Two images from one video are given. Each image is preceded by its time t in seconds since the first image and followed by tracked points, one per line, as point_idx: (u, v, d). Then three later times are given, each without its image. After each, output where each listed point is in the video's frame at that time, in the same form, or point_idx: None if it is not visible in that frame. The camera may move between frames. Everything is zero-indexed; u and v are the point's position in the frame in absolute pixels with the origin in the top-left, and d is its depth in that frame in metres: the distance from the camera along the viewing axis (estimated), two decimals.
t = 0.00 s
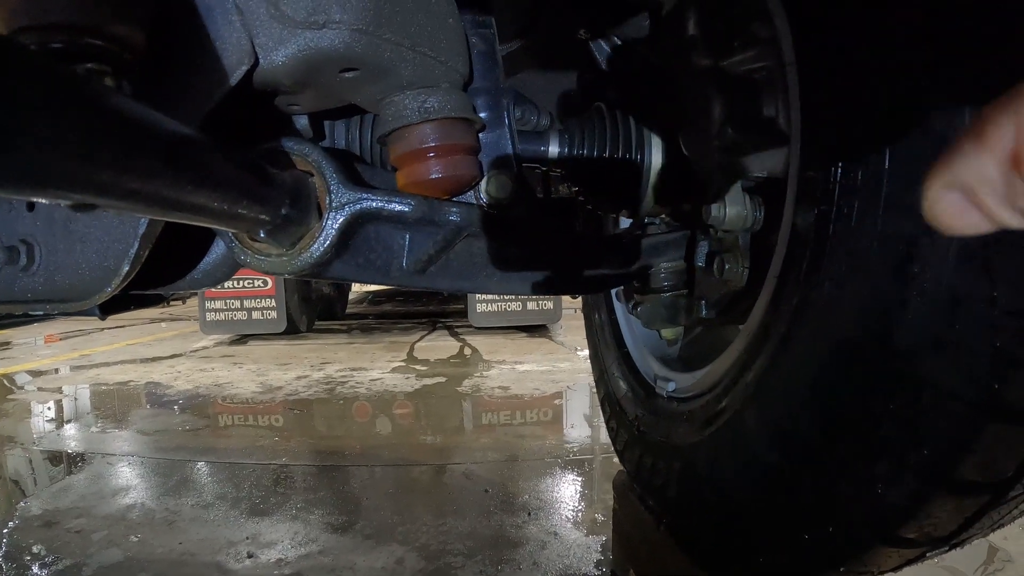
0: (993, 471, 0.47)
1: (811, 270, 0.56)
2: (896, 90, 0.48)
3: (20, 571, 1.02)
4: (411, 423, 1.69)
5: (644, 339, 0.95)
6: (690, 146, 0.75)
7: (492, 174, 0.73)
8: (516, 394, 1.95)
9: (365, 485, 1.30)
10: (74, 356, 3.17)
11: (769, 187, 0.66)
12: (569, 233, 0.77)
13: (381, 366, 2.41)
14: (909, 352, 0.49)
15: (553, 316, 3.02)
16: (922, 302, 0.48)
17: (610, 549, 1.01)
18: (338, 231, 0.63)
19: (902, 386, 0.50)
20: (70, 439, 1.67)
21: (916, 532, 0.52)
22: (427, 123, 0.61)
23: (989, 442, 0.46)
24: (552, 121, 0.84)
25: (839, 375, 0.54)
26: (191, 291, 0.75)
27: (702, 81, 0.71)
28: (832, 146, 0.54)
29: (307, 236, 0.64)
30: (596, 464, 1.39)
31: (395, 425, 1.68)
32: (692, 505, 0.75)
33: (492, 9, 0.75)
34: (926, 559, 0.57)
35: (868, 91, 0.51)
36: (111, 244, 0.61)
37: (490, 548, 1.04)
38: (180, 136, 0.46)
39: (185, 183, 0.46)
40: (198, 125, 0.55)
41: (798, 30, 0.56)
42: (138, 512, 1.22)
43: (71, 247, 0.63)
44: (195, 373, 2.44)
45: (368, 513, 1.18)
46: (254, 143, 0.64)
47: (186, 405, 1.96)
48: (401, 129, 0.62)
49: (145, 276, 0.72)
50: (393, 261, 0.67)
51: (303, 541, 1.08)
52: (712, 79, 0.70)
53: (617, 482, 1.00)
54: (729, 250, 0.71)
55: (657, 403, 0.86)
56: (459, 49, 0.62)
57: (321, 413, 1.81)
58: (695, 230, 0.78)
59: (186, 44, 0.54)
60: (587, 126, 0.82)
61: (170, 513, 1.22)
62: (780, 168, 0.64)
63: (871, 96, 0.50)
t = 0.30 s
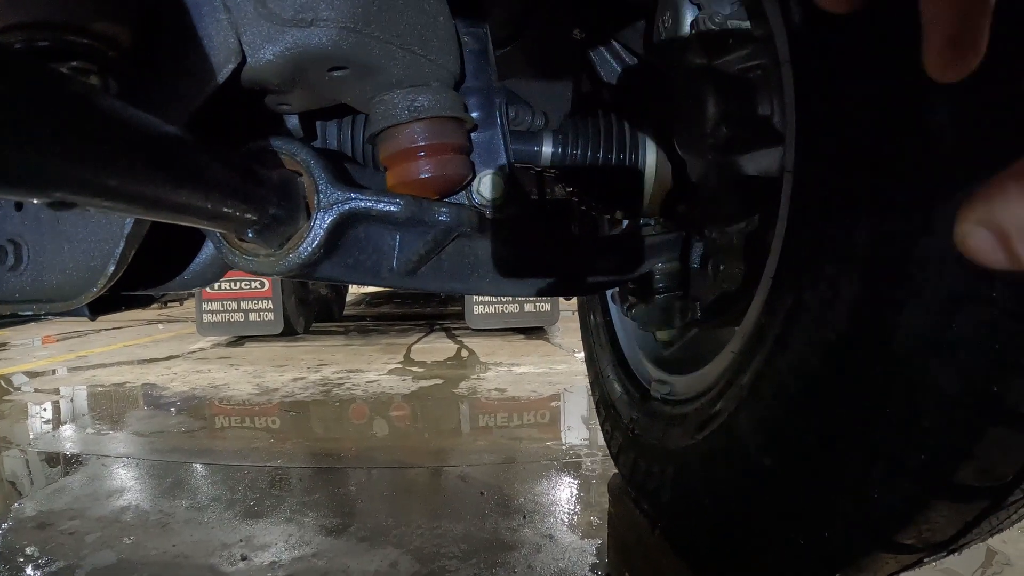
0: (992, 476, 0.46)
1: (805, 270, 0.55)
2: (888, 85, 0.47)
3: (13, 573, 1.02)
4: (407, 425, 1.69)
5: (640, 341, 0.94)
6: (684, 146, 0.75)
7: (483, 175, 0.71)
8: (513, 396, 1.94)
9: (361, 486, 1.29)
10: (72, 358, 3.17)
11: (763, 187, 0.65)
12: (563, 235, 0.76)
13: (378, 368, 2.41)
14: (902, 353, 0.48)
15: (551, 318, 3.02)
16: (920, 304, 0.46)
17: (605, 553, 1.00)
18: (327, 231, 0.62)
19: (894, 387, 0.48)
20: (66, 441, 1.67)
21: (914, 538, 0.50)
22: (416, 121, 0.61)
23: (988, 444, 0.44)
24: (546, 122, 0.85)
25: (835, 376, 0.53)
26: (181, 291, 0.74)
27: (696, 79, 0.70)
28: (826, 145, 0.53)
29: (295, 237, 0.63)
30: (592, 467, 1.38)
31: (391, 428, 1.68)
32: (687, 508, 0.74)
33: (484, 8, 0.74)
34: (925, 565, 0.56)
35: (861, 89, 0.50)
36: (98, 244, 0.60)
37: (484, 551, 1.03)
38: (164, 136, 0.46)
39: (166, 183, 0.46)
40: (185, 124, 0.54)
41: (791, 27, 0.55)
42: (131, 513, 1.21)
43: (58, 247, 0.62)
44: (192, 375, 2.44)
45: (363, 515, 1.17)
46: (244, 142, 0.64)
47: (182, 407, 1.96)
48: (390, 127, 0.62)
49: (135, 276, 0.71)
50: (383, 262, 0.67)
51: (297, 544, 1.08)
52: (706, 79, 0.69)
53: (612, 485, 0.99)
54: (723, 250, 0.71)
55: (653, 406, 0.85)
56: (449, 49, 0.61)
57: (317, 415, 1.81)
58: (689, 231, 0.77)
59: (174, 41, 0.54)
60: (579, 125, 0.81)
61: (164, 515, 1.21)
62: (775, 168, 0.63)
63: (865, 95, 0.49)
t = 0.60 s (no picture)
0: (984, 480, 0.46)
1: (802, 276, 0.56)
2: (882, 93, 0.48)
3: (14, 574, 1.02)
4: (406, 428, 1.69)
5: (637, 345, 0.94)
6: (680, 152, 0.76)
7: (482, 181, 0.71)
8: (511, 398, 1.95)
9: (359, 489, 1.30)
10: (70, 359, 3.17)
11: (758, 194, 0.66)
12: (561, 240, 0.77)
13: (376, 370, 2.42)
14: (896, 358, 0.48)
15: (549, 321, 3.03)
16: (910, 307, 0.48)
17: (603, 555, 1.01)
18: (328, 236, 0.63)
19: (886, 391, 0.49)
20: (65, 442, 1.67)
21: (907, 540, 0.51)
22: (416, 129, 0.62)
23: (979, 449, 0.44)
24: (543, 128, 0.87)
25: (829, 382, 0.53)
26: (183, 296, 0.75)
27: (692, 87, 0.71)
28: (821, 152, 0.53)
29: (296, 242, 0.64)
30: (591, 469, 1.39)
31: (390, 430, 1.68)
32: (684, 512, 0.75)
33: (484, 15, 0.75)
34: (918, 566, 0.57)
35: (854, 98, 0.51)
36: (101, 248, 0.60)
37: (482, 553, 1.04)
38: (168, 143, 0.46)
39: (171, 191, 0.46)
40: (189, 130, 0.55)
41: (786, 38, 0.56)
42: (131, 515, 1.22)
43: (61, 252, 0.63)
44: (191, 376, 2.44)
45: (362, 517, 1.17)
46: (245, 148, 0.64)
47: (181, 408, 1.96)
48: (389, 135, 0.62)
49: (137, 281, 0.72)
50: (382, 267, 0.67)
51: (296, 546, 1.08)
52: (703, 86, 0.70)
53: (610, 488, 1.00)
54: (720, 258, 0.72)
55: (650, 410, 0.86)
56: (450, 56, 0.61)
57: (316, 417, 1.81)
58: (686, 237, 0.78)
59: (177, 49, 0.54)
60: (577, 130, 0.83)
61: (163, 516, 1.22)
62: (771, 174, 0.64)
63: (859, 103, 0.50)
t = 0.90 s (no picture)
0: (981, 480, 0.48)
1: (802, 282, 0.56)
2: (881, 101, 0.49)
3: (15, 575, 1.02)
4: (406, 429, 1.70)
5: (638, 348, 0.95)
6: (681, 156, 0.76)
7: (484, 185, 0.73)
8: (510, 400, 1.95)
9: (359, 491, 1.30)
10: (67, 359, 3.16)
11: (759, 198, 0.67)
12: (564, 244, 0.78)
13: (375, 371, 2.42)
14: (899, 364, 0.49)
15: (547, 322, 3.03)
16: (910, 315, 0.48)
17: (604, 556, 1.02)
18: (334, 240, 0.64)
19: (887, 396, 0.50)
20: (64, 443, 1.67)
21: (906, 540, 0.52)
22: (421, 134, 0.62)
23: (974, 448, 0.47)
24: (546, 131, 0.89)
25: (831, 389, 0.53)
26: (188, 298, 0.75)
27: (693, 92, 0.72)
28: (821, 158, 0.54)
29: (302, 246, 0.64)
30: (590, 471, 1.40)
31: (389, 431, 1.69)
32: (686, 514, 0.75)
33: (487, 19, 0.75)
34: (916, 566, 0.58)
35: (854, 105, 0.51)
36: (109, 252, 0.61)
37: (483, 554, 1.05)
38: (177, 149, 0.47)
39: (181, 195, 0.47)
40: (197, 134, 0.55)
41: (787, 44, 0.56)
42: (132, 516, 1.22)
43: (68, 255, 0.63)
44: (189, 377, 2.44)
45: (363, 519, 1.18)
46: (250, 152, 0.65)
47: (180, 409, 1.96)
48: (395, 140, 0.63)
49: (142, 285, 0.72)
50: (387, 271, 0.68)
51: (297, 547, 1.08)
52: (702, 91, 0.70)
53: (611, 489, 1.00)
54: (722, 259, 0.71)
55: (651, 413, 0.86)
56: (455, 62, 0.62)
57: (315, 418, 1.82)
58: (687, 240, 0.79)
59: (184, 53, 0.55)
60: (579, 135, 0.83)
61: (164, 517, 1.22)
62: (771, 179, 0.64)
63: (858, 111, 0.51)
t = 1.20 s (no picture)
0: (990, 472, 0.49)
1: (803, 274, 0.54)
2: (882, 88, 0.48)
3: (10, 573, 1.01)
4: (404, 429, 1.69)
5: (639, 345, 0.94)
6: (682, 149, 0.76)
7: (486, 177, 0.73)
8: (508, 400, 1.94)
9: (357, 490, 1.29)
10: (64, 361, 3.15)
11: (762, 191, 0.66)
12: (563, 238, 0.77)
13: (373, 372, 2.41)
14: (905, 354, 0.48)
15: (545, 324, 3.02)
16: (918, 304, 0.47)
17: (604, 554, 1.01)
18: (332, 230, 0.63)
19: (894, 387, 0.49)
20: (62, 443, 1.66)
21: (913, 535, 0.53)
22: (421, 125, 0.62)
23: (985, 442, 0.47)
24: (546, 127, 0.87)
25: (836, 380, 0.53)
26: (184, 291, 0.74)
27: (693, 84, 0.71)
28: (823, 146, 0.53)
29: (300, 237, 0.63)
30: (590, 471, 1.39)
31: (388, 431, 1.68)
32: (687, 511, 0.74)
33: (486, 11, 0.75)
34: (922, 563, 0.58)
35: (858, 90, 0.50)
36: (103, 242, 0.60)
37: (482, 554, 1.04)
38: (175, 133, 0.46)
39: (179, 179, 0.46)
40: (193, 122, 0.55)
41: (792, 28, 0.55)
42: (128, 516, 1.21)
43: (62, 245, 0.62)
44: (187, 378, 2.43)
45: (361, 518, 1.17)
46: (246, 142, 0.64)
47: (178, 410, 1.95)
48: (394, 130, 0.62)
49: (137, 277, 0.71)
50: (385, 262, 0.67)
51: (294, 547, 1.07)
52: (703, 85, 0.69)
53: (611, 487, 0.99)
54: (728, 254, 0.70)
55: (651, 408, 0.86)
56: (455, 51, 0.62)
57: (314, 418, 1.81)
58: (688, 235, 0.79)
59: (181, 40, 0.54)
60: (580, 131, 0.83)
61: (160, 517, 1.21)
62: (773, 171, 0.64)
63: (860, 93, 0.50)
